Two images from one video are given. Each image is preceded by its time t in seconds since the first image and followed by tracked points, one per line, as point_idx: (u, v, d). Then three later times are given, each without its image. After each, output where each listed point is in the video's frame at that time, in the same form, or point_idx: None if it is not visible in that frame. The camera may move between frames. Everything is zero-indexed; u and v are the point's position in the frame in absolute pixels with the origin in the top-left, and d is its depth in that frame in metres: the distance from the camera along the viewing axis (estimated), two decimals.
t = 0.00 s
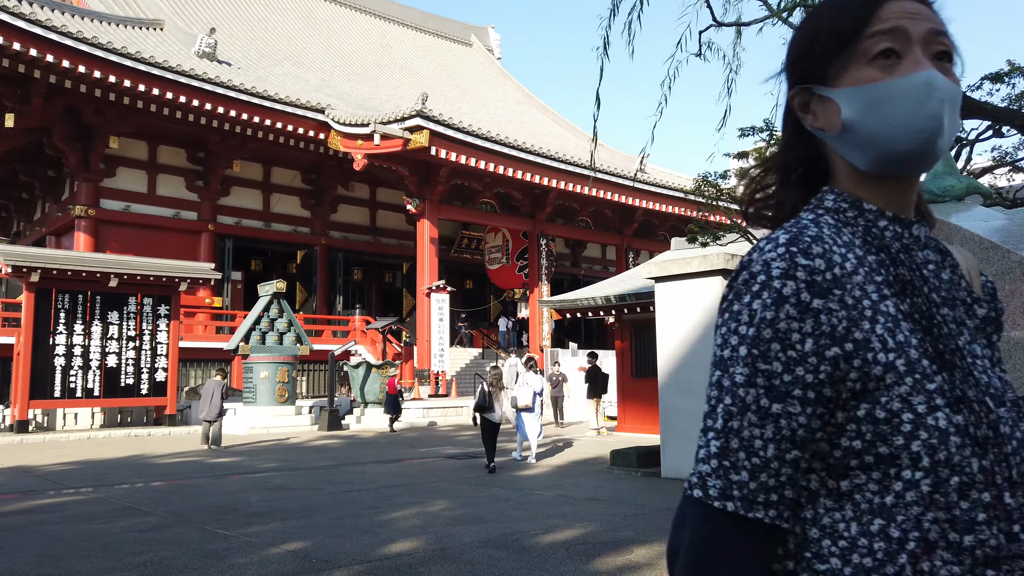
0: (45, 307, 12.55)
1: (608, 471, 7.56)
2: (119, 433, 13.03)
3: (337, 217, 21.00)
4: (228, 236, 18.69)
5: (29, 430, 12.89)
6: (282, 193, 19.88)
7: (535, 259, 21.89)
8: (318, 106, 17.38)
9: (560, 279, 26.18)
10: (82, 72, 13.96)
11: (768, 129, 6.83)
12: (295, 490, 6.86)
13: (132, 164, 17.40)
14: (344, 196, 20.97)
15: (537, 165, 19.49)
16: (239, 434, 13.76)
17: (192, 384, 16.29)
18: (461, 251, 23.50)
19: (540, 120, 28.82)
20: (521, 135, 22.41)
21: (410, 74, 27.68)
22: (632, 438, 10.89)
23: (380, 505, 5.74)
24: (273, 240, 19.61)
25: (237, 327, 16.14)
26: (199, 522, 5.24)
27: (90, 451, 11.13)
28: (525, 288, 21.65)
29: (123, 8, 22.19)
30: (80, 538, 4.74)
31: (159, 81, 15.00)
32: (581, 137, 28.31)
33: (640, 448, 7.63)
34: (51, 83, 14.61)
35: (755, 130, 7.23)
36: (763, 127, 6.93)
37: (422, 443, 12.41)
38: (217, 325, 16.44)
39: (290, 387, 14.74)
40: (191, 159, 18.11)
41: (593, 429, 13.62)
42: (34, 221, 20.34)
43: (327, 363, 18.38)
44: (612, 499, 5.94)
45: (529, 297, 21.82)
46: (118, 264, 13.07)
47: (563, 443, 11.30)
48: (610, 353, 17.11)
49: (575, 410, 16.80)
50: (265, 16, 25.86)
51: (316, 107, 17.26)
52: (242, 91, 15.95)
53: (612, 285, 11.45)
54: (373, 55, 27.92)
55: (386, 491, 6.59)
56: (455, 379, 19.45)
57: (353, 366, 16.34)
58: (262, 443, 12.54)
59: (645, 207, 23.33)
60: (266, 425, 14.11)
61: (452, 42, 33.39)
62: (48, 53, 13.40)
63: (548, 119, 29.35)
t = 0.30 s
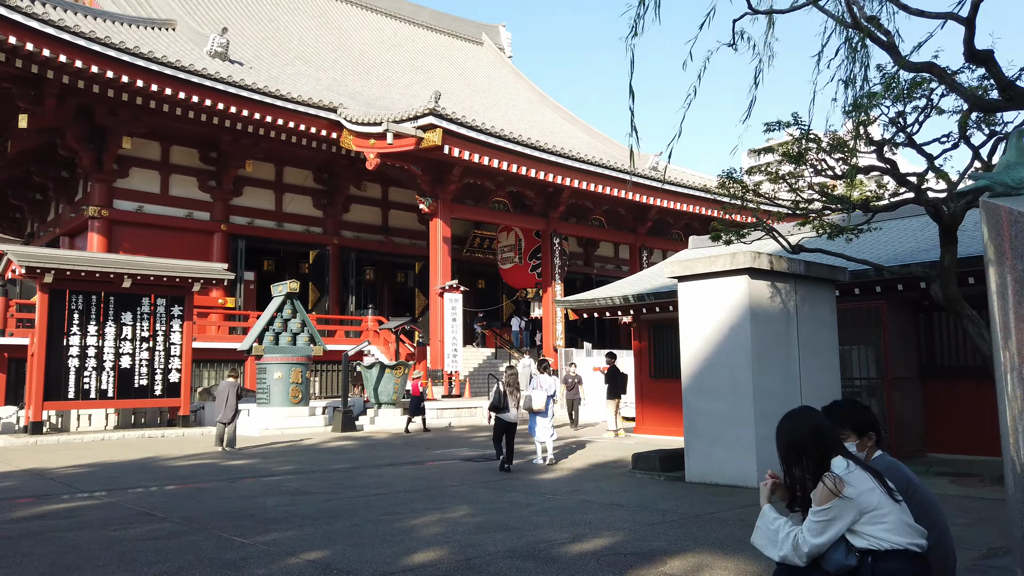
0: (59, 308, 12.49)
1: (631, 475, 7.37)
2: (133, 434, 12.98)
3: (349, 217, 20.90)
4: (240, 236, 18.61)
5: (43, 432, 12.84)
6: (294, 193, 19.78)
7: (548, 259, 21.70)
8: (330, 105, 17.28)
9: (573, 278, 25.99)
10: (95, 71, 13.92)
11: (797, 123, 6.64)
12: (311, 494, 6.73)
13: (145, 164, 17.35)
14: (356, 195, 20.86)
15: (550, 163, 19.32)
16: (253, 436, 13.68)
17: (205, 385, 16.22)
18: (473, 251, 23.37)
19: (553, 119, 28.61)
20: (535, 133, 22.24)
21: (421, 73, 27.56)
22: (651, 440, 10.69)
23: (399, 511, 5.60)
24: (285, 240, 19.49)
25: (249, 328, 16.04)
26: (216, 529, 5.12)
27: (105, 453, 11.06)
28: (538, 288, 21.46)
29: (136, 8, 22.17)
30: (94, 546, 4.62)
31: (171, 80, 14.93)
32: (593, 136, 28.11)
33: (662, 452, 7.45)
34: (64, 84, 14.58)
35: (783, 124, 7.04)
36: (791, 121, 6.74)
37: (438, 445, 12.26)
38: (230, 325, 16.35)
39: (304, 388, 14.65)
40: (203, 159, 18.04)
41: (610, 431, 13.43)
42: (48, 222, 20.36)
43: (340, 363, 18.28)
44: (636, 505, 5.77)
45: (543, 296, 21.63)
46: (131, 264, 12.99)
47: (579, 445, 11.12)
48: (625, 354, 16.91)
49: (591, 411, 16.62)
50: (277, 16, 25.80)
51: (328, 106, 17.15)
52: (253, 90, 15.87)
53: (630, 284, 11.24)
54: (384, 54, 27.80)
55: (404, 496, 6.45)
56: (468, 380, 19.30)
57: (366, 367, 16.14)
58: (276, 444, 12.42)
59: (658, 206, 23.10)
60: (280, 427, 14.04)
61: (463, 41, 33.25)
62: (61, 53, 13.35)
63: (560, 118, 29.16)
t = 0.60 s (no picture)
0: (72, 313, 12.45)
1: (652, 481, 7.20)
2: (146, 440, 12.90)
3: (361, 221, 20.82)
4: (253, 241, 18.56)
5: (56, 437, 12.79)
6: (306, 197, 19.72)
7: (561, 262, 21.52)
8: (343, 109, 17.21)
9: (585, 282, 25.83)
10: (107, 76, 13.90)
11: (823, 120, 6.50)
12: (327, 501, 6.60)
13: (158, 169, 17.33)
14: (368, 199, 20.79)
15: (563, 166, 19.19)
16: (266, 441, 13.58)
17: (218, 390, 16.16)
18: (485, 255, 23.26)
19: (564, 122, 28.49)
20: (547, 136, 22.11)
21: (433, 77, 27.48)
22: (670, 445, 10.50)
23: (418, 519, 5.46)
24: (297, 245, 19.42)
25: (262, 332, 15.96)
26: (231, 537, 5.00)
27: (118, 458, 10.99)
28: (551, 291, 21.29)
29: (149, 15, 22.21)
30: (107, 556, 4.50)
31: (184, 85, 14.91)
32: (605, 139, 27.96)
33: (684, 457, 7.28)
34: (77, 89, 14.57)
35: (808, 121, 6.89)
36: (817, 118, 6.60)
37: (452, 451, 12.11)
38: (243, 330, 16.29)
39: (317, 393, 14.55)
40: (216, 164, 18.02)
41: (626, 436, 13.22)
42: (62, 228, 20.39)
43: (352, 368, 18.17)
44: (662, 512, 5.60)
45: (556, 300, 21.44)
46: (144, 269, 12.94)
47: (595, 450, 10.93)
48: (640, 357, 16.71)
49: (606, 416, 16.43)
50: (289, 21, 25.82)
51: (340, 110, 17.09)
52: (266, 94, 15.83)
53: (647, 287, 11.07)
54: (395, 58, 27.76)
55: (422, 503, 6.30)
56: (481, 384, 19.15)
57: (379, 371, 15.98)
58: (290, 450, 12.32)
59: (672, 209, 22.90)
60: (293, 432, 13.94)
61: (474, 45, 33.21)
62: (74, 59, 13.34)
63: (571, 121, 29.01)
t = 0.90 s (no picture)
0: (85, 319, 12.40)
1: (673, 490, 7.03)
2: (158, 446, 12.85)
3: (373, 226, 20.75)
4: (265, 245, 18.51)
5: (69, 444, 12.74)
6: (318, 202, 19.66)
7: (574, 266, 21.35)
8: (354, 114, 17.15)
9: (597, 286, 25.65)
10: (120, 82, 13.89)
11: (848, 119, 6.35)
12: (342, 509, 6.48)
13: (170, 175, 17.32)
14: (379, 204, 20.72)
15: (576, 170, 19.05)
16: (279, 447, 13.50)
17: (230, 396, 16.09)
18: (497, 259, 23.16)
19: (576, 126, 28.37)
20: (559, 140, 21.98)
21: (444, 82, 27.42)
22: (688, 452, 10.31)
23: (435, 529, 5.33)
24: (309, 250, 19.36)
25: (274, 337, 15.87)
26: (244, 548, 4.88)
27: (130, 465, 10.91)
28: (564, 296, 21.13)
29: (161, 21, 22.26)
30: (118, 567, 4.38)
31: (197, 90, 14.89)
32: (617, 143, 27.81)
33: (706, 464, 7.12)
34: (90, 95, 14.58)
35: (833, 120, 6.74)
36: (842, 117, 6.45)
37: (466, 457, 11.97)
38: (255, 335, 16.21)
39: (329, 399, 14.45)
40: (228, 169, 18.00)
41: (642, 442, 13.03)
42: (75, 234, 20.43)
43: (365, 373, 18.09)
44: (686, 522, 5.44)
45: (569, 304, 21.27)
46: (157, 274, 12.88)
47: (612, 456, 10.76)
48: (656, 362, 16.51)
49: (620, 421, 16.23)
50: (300, 26, 25.83)
51: (352, 115, 17.02)
52: (278, 99, 15.79)
53: (664, 291, 10.91)
54: (407, 63, 27.72)
55: (439, 511, 6.17)
56: (494, 390, 19.00)
57: (392, 377, 15.86)
58: (302, 456, 12.21)
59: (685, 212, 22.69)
60: (306, 438, 13.85)
61: (484, 50, 33.17)
62: (87, 64, 13.33)
63: (583, 125, 28.86)
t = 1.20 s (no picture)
0: (96, 318, 12.35)
1: (692, 491, 6.86)
2: (170, 446, 12.78)
3: (384, 226, 20.66)
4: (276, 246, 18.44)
5: (81, 443, 12.70)
6: (329, 202, 19.58)
7: (586, 265, 21.16)
8: (365, 113, 17.06)
9: (609, 285, 25.46)
10: (131, 81, 13.84)
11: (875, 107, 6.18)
12: (356, 510, 6.35)
13: (181, 175, 17.29)
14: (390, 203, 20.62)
15: (587, 167, 18.89)
16: (290, 447, 13.39)
17: (242, 396, 16.04)
18: (508, 259, 23.02)
19: (587, 124, 28.17)
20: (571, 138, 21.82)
21: (455, 81, 27.29)
22: (705, 452, 10.10)
23: (449, 531, 5.20)
24: (321, 250, 19.28)
25: (285, 337, 15.79)
26: (255, 550, 4.75)
27: (140, 465, 10.82)
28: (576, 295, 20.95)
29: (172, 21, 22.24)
30: (126, 569, 4.26)
31: (207, 90, 14.82)
32: (629, 141, 27.60)
33: (726, 465, 6.96)
34: (101, 95, 14.55)
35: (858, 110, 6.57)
36: (868, 106, 6.28)
37: (479, 457, 11.82)
38: (266, 335, 16.16)
39: (341, 399, 14.35)
40: (239, 169, 17.95)
41: (657, 442, 12.84)
42: (87, 234, 20.45)
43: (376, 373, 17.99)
44: (709, 525, 5.29)
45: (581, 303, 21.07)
46: (168, 273, 12.81)
47: (627, 456, 10.59)
48: (670, 362, 16.31)
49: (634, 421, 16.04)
50: (311, 27, 25.77)
51: (363, 114, 16.93)
52: (289, 98, 15.70)
53: (681, 288, 10.72)
54: (416, 62, 27.59)
55: (453, 512, 6.03)
56: (507, 389, 18.86)
57: (403, 376, 15.75)
58: (314, 456, 12.10)
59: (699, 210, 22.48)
60: (317, 438, 13.75)
61: (494, 49, 33.04)
62: (98, 64, 13.28)
63: (595, 124, 28.65)
